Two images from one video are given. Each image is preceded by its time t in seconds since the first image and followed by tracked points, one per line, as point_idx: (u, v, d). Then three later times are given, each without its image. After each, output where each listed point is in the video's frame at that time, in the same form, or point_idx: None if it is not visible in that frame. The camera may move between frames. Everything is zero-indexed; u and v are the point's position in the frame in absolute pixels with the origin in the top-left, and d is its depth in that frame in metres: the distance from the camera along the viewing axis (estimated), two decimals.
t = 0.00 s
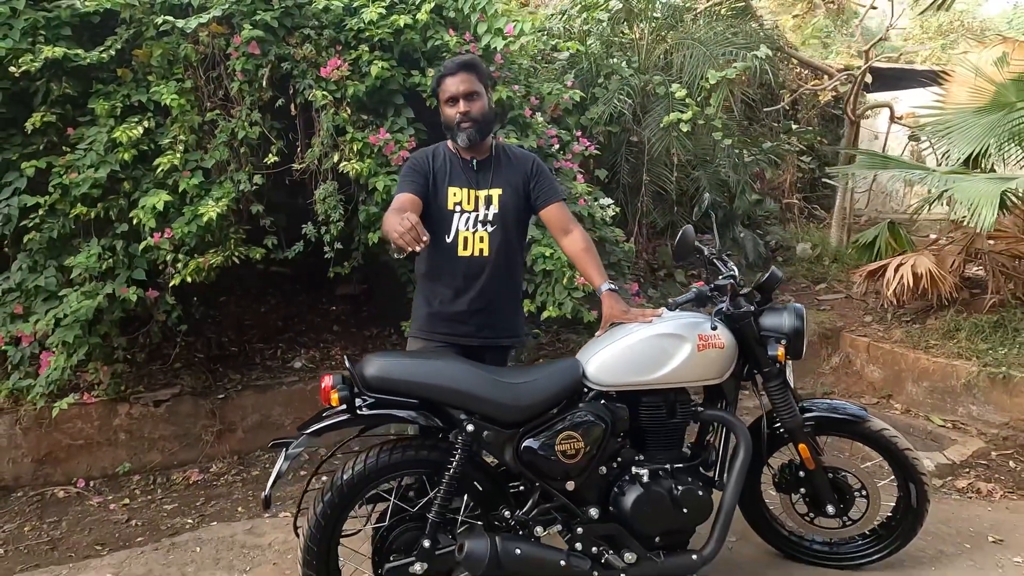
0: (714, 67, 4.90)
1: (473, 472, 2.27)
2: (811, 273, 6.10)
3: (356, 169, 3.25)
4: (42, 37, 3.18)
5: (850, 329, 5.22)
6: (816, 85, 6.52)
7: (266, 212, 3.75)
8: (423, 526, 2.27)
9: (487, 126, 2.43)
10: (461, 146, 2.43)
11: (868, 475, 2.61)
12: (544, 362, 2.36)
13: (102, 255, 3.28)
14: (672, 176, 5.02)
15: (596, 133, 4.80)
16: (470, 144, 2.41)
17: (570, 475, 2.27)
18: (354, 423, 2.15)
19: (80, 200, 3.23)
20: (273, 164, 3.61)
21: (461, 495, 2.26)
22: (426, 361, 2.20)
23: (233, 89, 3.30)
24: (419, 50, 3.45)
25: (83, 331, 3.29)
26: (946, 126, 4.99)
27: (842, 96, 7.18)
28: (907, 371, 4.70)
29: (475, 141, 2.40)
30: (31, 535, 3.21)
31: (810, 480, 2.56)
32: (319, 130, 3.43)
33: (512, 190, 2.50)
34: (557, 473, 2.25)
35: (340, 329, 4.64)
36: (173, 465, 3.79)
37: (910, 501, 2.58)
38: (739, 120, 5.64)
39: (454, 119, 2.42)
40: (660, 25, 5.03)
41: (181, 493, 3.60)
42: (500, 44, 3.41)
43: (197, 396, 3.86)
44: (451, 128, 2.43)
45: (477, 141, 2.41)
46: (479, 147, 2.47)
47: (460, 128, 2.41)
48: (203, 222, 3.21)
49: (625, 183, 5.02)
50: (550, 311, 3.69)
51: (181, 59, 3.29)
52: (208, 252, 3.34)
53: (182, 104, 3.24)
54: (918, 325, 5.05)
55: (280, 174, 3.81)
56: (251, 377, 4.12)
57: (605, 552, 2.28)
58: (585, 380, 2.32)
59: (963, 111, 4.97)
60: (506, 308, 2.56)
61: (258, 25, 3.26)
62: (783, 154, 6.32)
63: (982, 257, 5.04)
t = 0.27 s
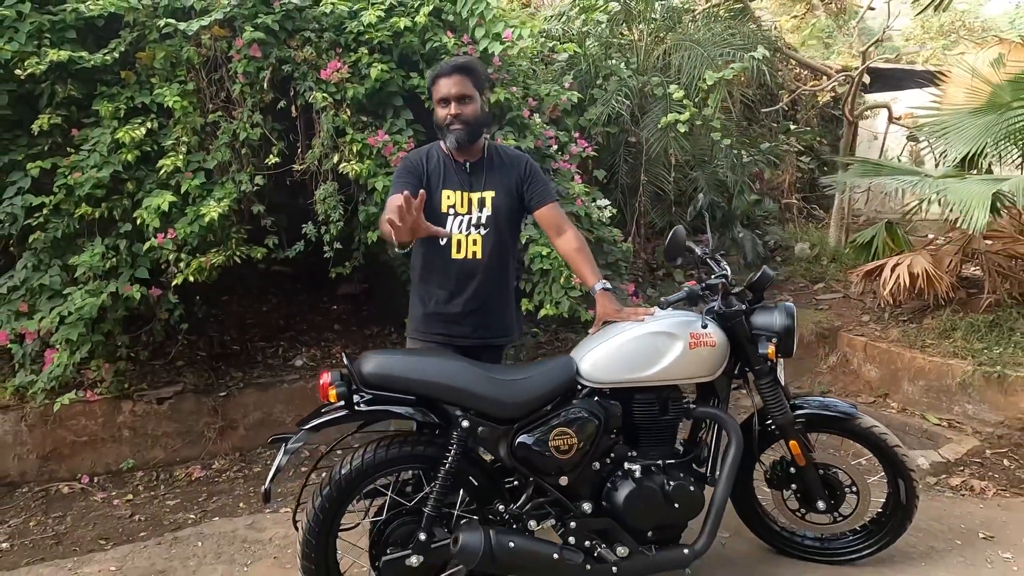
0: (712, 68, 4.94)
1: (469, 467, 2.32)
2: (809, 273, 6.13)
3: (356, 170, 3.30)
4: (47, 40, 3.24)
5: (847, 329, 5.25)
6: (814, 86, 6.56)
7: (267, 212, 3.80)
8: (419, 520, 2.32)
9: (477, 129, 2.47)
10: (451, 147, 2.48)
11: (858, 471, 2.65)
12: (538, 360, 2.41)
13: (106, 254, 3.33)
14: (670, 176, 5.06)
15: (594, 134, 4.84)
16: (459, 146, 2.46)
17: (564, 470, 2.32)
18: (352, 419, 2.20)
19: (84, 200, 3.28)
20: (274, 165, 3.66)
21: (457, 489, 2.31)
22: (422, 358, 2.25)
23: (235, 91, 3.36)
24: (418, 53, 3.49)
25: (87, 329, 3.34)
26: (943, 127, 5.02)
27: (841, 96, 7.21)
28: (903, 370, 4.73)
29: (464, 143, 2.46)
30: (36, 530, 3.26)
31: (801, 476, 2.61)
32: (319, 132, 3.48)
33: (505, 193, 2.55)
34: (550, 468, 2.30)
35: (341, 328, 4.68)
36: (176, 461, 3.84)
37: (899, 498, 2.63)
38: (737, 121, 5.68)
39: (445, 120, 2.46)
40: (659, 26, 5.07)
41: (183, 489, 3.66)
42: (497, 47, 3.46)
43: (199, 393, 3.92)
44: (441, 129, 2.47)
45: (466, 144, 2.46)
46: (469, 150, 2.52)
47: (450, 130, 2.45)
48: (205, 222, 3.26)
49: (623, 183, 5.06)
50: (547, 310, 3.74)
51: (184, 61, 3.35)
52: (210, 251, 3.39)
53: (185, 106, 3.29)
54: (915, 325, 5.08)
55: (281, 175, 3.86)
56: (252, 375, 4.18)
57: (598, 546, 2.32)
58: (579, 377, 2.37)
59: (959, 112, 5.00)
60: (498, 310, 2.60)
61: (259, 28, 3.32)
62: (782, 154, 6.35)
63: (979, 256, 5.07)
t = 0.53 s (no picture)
0: (712, 71, 4.96)
1: (468, 468, 2.35)
2: (810, 275, 6.16)
3: (357, 173, 3.34)
4: (53, 45, 3.28)
5: (847, 330, 5.26)
6: (815, 87, 6.57)
7: (270, 215, 3.84)
8: (419, 520, 2.36)
9: (476, 131, 2.49)
10: (448, 151, 2.49)
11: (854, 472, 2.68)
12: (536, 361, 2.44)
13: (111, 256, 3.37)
14: (670, 178, 5.09)
15: (595, 137, 4.87)
16: (457, 150, 2.47)
17: (562, 471, 2.35)
18: (353, 420, 2.23)
19: (89, 203, 3.32)
20: (277, 167, 3.70)
21: (457, 489, 2.34)
22: (421, 361, 2.28)
23: (238, 95, 3.39)
24: (419, 57, 3.53)
25: (92, 330, 3.38)
26: (942, 129, 5.03)
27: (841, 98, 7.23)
28: (902, 371, 4.74)
29: (463, 146, 2.46)
30: (42, 529, 3.30)
31: (797, 477, 2.63)
32: (322, 135, 3.52)
33: (501, 200, 2.57)
34: (549, 468, 2.33)
35: (343, 329, 4.72)
36: (180, 461, 3.88)
37: (895, 499, 2.65)
38: (738, 123, 5.70)
39: (443, 123, 2.47)
40: (659, 29, 5.09)
41: (187, 488, 3.69)
42: (497, 51, 3.49)
43: (203, 394, 3.96)
44: (440, 132, 2.48)
45: (464, 145, 2.47)
46: (468, 153, 2.52)
47: (448, 132, 2.46)
48: (209, 224, 3.30)
49: (624, 185, 5.09)
50: (547, 312, 3.77)
51: (188, 66, 3.38)
52: (214, 253, 3.43)
53: (189, 110, 3.33)
54: (915, 326, 5.10)
55: (284, 178, 3.90)
56: (255, 375, 4.21)
57: (595, 546, 2.35)
58: (577, 379, 2.39)
59: (958, 115, 5.02)
60: (493, 315, 2.67)
61: (262, 33, 3.35)
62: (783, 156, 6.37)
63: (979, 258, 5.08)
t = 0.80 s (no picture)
0: (714, 74, 4.98)
1: (471, 471, 2.37)
2: (812, 277, 6.16)
3: (361, 177, 3.36)
4: (60, 50, 3.31)
5: (849, 333, 5.27)
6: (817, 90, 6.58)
7: (274, 218, 3.87)
8: (422, 522, 2.38)
9: (478, 134, 2.48)
10: (449, 154, 2.48)
11: (854, 476, 2.69)
12: (538, 365, 2.46)
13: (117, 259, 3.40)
14: (672, 181, 5.10)
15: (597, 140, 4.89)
16: (459, 153, 2.46)
17: (564, 474, 2.36)
18: (357, 423, 2.25)
19: (96, 206, 3.35)
20: (282, 171, 3.73)
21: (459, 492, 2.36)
22: (425, 366, 2.31)
23: (243, 100, 3.42)
24: (423, 61, 3.55)
25: (98, 333, 3.41)
26: (944, 132, 5.04)
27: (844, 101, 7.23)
28: (904, 374, 4.75)
29: (465, 149, 2.45)
30: (48, 529, 3.33)
31: (798, 481, 2.65)
32: (326, 139, 3.55)
33: (503, 207, 2.59)
34: (551, 472, 2.35)
35: (347, 331, 4.74)
36: (184, 463, 3.91)
37: (896, 503, 2.67)
38: (740, 125, 5.71)
39: (445, 124, 2.46)
40: (662, 32, 5.11)
41: (192, 490, 3.72)
42: (499, 55, 3.50)
43: (208, 395, 3.98)
44: (442, 134, 2.47)
45: (467, 148, 2.46)
46: (469, 158, 2.52)
47: (450, 134, 2.45)
48: (214, 228, 3.32)
49: (626, 188, 5.10)
50: (549, 315, 3.78)
51: (194, 71, 3.41)
52: (219, 256, 3.46)
53: (194, 115, 3.35)
54: (917, 329, 5.10)
55: (288, 181, 3.93)
56: (259, 377, 4.24)
57: (597, 549, 2.37)
58: (579, 383, 2.40)
59: (960, 118, 5.03)
60: (493, 319, 2.74)
61: (267, 38, 3.38)
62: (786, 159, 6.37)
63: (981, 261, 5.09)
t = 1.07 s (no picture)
0: (717, 76, 4.99)
1: (474, 473, 2.39)
2: (815, 279, 6.16)
3: (365, 180, 3.38)
4: (67, 53, 3.33)
5: (853, 335, 5.27)
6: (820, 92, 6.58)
7: (278, 220, 3.89)
8: (426, 523, 2.40)
9: (488, 140, 2.49)
10: (459, 158, 2.47)
11: (857, 479, 2.69)
12: (541, 368, 2.47)
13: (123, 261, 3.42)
14: (675, 183, 5.11)
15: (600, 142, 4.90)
16: (470, 157, 2.46)
17: (567, 476, 2.37)
18: (361, 425, 2.27)
19: (102, 208, 3.37)
20: (286, 174, 3.75)
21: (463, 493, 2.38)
22: (428, 368, 2.32)
23: (248, 102, 3.44)
24: (427, 64, 3.57)
25: (104, 334, 3.43)
26: (947, 133, 5.04)
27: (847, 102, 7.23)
28: (907, 376, 4.74)
29: (475, 154, 2.45)
30: (54, 529, 3.36)
31: (801, 483, 2.66)
32: (330, 142, 3.56)
33: (504, 214, 2.60)
34: (554, 474, 2.36)
35: (351, 333, 4.76)
36: (189, 463, 3.93)
37: (899, 505, 2.67)
38: (744, 127, 5.71)
39: (457, 128, 2.46)
40: (665, 34, 5.11)
41: (196, 490, 3.74)
42: (503, 59, 3.52)
43: (212, 396, 4.00)
44: (452, 138, 2.47)
45: (477, 153, 2.45)
46: (476, 165, 2.52)
47: (462, 138, 2.45)
48: (219, 229, 3.34)
49: (629, 190, 5.11)
50: (552, 317, 3.79)
51: (199, 74, 3.43)
52: (224, 258, 3.48)
53: (199, 117, 3.37)
54: (920, 331, 5.10)
55: (293, 184, 3.95)
56: (264, 378, 4.26)
57: (600, 550, 2.38)
58: (582, 385, 2.42)
59: (964, 119, 5.04)
60: (489, 326, 2.76)
61: (272, 41, 3.40)
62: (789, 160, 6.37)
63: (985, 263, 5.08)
